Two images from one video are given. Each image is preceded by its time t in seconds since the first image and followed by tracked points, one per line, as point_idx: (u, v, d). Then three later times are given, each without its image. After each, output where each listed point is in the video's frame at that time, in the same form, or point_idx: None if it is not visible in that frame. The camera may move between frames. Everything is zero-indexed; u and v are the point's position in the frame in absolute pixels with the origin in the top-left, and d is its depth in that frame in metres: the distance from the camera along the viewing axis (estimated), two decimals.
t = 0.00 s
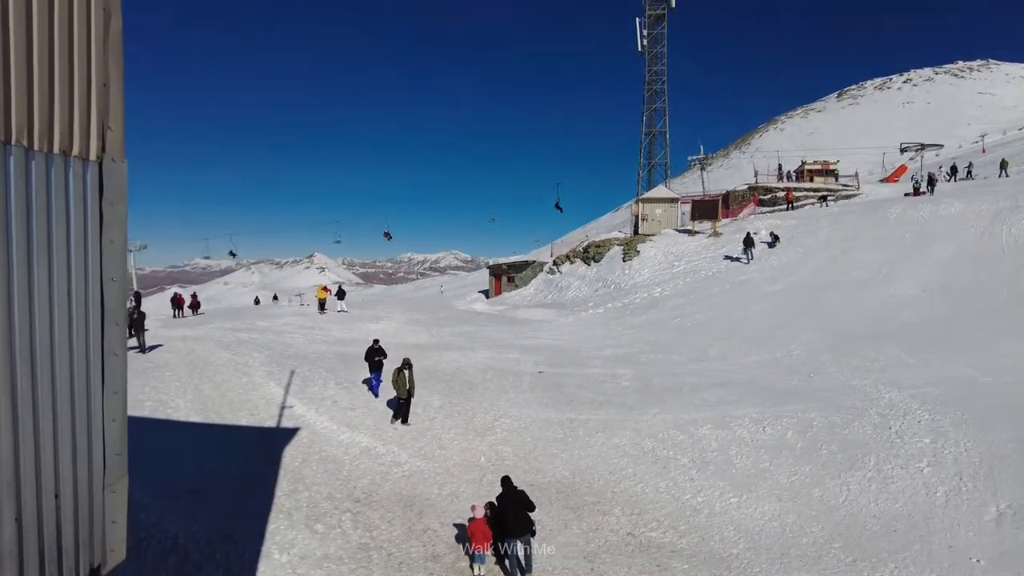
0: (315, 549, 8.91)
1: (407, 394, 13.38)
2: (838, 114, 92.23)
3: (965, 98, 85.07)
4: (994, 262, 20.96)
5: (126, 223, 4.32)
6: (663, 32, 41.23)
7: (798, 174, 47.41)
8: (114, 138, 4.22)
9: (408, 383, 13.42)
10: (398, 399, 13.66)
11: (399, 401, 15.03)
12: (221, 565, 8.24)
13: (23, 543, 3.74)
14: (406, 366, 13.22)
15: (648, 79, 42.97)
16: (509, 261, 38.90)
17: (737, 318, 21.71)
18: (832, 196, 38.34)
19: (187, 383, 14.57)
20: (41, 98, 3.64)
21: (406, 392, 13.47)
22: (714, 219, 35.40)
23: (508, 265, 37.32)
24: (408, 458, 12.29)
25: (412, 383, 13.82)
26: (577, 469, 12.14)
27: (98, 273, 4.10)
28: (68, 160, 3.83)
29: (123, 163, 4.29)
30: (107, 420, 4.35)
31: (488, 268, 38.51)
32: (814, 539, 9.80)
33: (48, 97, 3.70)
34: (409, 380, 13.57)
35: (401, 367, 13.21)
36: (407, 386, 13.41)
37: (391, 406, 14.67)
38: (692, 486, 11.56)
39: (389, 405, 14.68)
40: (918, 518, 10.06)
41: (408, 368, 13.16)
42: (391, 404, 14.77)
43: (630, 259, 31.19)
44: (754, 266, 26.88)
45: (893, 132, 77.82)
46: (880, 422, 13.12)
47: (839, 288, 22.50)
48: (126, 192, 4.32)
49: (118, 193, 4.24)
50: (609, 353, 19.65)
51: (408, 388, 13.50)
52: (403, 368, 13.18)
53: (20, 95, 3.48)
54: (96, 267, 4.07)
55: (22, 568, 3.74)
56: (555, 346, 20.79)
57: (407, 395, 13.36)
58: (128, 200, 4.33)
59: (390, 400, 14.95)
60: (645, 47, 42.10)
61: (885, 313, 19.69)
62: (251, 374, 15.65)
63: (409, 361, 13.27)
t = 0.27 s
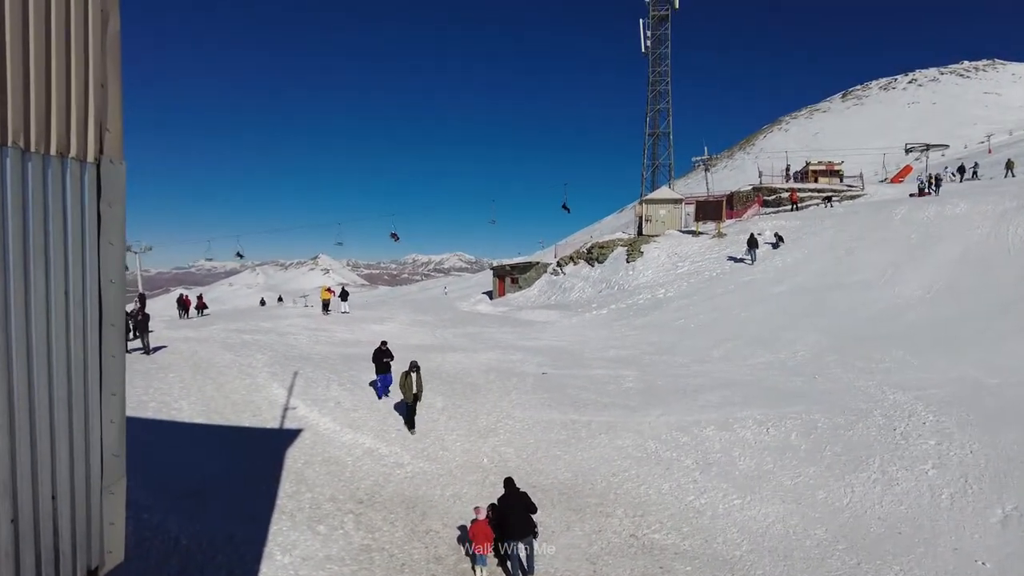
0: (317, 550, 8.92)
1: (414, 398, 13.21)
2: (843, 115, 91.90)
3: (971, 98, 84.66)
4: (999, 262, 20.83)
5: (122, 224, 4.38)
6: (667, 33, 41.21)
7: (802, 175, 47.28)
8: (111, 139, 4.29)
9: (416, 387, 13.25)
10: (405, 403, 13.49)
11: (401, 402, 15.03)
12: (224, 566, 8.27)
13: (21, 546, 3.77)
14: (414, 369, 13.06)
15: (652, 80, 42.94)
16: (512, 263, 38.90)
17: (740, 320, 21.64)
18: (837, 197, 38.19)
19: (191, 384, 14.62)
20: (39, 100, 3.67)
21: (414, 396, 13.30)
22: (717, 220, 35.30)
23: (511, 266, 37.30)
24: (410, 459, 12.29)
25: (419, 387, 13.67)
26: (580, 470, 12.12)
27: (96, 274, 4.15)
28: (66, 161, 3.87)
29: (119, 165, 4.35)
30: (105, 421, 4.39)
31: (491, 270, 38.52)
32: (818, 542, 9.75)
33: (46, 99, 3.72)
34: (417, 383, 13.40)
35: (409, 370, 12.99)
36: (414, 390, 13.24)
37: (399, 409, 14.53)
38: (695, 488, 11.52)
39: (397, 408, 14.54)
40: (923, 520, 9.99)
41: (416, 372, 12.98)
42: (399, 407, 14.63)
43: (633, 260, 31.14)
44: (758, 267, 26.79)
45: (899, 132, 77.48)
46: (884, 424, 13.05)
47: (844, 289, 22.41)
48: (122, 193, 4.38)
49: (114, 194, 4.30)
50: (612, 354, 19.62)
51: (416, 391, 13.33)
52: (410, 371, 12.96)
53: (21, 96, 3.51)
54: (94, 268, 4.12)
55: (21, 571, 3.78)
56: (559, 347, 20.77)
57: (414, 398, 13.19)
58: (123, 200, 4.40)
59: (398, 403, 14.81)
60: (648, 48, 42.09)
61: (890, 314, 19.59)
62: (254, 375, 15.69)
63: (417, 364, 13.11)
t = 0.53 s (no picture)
0: (320, 551, 8.96)
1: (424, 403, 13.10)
2: (850, 114, 91.33)
3: (980, 96, 83.92)
4: (1009, 262, 20.62)
5: (121, 225, 4.42)
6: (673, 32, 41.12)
7: (809, 175, 47.03)
8: (110, 141, 4.32)
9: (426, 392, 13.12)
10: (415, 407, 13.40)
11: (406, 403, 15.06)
12: (227, 566, 8.33)
13: (15, 545, 3.81)
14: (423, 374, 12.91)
15: (658, 80, 42.85)
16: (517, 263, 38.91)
17: (746, 320, 21.55)
18: (844, 197, 37.94)
19: (197, 385, 14.72)
20: (34, 103, 3.71)
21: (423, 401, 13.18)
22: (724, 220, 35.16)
23: (517, 266, 37.30)
24: (414, 460, 12.32)
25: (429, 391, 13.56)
26: (584, 472, 12.11)
27: (93, 275, 4.19)
28: (63, 162, 3.91)
29: (119, 166, 4.38)
30: (103, 421, 4.42)
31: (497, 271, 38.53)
32: (823, 544, 9.69)
33: (42, 102, 3.77)
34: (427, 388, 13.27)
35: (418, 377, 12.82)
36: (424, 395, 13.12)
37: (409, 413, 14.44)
38: (699, 490, 11.48)
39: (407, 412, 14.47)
40: (930, 523, 9.91)
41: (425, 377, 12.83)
42: (409, 411, 14.58)
43: (639, 260, 31.07)
44: (764, 268, 26.67)
45: (907, 131, 76.93)
46: (890, 426, 12.96)
47: (850, 290, 22.28)
48: (121, 194, 4.42)
49: (113, 195, 4.33)
50: (617, 355, 19.58)
51: (425, 397, 13.20)
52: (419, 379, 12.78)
53: (14, 97, 3.56)
54: (91, 269, 4.16)
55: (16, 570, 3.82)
56: (564, 348, 20.75)
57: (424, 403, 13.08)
58: (123, 202, 4.43)
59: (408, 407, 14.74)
60: (654, 48, 42.00)
61: (897, 315, 19.44)
62: (260, 376, 15.77)
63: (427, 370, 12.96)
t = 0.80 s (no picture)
0: (324, 550, 9.01)
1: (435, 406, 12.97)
2: (858, 116, 90.92)
3: (990, 97, 83.31)
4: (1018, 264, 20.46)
5: (120, 225, 4.50)
6: (679, 34, 41.12)
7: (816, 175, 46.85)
8: (110, 140, 4.41)
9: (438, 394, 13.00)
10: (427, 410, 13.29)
11: (411, 403, 15.10)
12: (231, 565, 8.38)
13: (14, 543, 3.88)
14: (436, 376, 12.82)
15: (664, 81, 42.84)
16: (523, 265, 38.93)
17: (752, 322, 21.48)
18: (851, 199, 37.75)
19: (204, 386, 14.82)
20: (33, 104, 3.80)
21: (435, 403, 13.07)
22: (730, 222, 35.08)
23: (523, 268, 37.33)
24: (419, 461, 12.35)
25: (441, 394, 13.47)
26: (589, 472, 12.10)
27: (92, 275, 4.27)
28: (62, 162, 4.00)
29: (118, 166, 4.47)
30: (103, 420, 4.50)
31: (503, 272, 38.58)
32: (829, 546, 9.65)
33: (41, 103, 3.87)
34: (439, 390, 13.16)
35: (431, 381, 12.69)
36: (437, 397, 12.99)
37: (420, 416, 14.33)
38: (704, 491, 11.45)
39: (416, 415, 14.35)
40: (937, 525, 9.85)
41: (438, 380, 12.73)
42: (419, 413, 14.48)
43: (645, 262, 31.04)
44: (771, 269, 26.58)
45: (916, 132, 76.49)
46: (898, 427, 12.88)
47: (856, 292, 22.17)
48: (120, 194, 4.50)
49: (112, 195, 4.42)
50: (623, 355, 19.55)
51: (437, 399, 13.09)
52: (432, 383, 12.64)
53: (13, 98, 3.65)
54: (90, 269, 4.24)
55: (14, 567, 3.90)
56: (569, 348, 20.74)
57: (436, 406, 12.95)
58: (122, 202, 4.52)
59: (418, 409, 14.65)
60: (660, 49, 42.01)
61: (904, 317, 19.33)
62: (266, 376, 15.86)
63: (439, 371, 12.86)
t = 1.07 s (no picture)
0: (328, 550, 9.03)
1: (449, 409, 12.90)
2: (864, 115, 90.51)
3: (997, 96, 82.77)
4: None
5: (124, 225, 4.58)
6: (684, 33, 41.05)
7: (822, 175, 46.69)
8: (115, 140, 4.49)
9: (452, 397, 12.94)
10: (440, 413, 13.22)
11: (416, 403, 15.11)
12: (236, 564, 8.41)
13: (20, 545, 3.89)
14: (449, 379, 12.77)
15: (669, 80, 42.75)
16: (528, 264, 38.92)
17: (757, 322, 21.42)
18: (857, 198, 37.59)
19: (209, 385, 14.86)
20: (39, 103, 3.83)
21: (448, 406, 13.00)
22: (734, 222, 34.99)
23: (527, 268, 37.31)
24: (423, 461, 12.37)
25: (453, 396, 13.44)
26: (593, 473, 12.10)
27: (98, 275, 4.34)
28: (67, 162, 4.04)
29: (122, 167, 4.56)
30: (107, 419, 4.58)
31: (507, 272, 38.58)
32: (834, 547, 9.62)
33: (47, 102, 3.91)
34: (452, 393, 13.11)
35: (445, 381, 12.65)
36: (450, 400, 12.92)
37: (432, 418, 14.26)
38: (709, 492, 11.43)
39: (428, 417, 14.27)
40: (944, 527, 9.81)
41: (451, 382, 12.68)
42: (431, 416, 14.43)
43: (649, 262, 30.98)
44: (776, 269, 26.50)
45: (922, 132, 76.09)
46: (903, 428, 12.83)
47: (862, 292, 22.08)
48: (123, 194, 4.58)
49: (116, 196, 4.50)
50: (628, 356, 19.53)
51: (450, 402, 13.04)
52: (447, 383, 12.61)
53: (18, 97, 3.66)
54: (95, 269, 4.31)
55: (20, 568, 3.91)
56: (574, 349, 20.73)
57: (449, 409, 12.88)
58: (125, 202, 4.59)
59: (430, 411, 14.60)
60: (665, 48, 41.95)
61: (910, 317, 19.24)
62: (271, 376, 15.90)
63: (451, 374, 12.81)
